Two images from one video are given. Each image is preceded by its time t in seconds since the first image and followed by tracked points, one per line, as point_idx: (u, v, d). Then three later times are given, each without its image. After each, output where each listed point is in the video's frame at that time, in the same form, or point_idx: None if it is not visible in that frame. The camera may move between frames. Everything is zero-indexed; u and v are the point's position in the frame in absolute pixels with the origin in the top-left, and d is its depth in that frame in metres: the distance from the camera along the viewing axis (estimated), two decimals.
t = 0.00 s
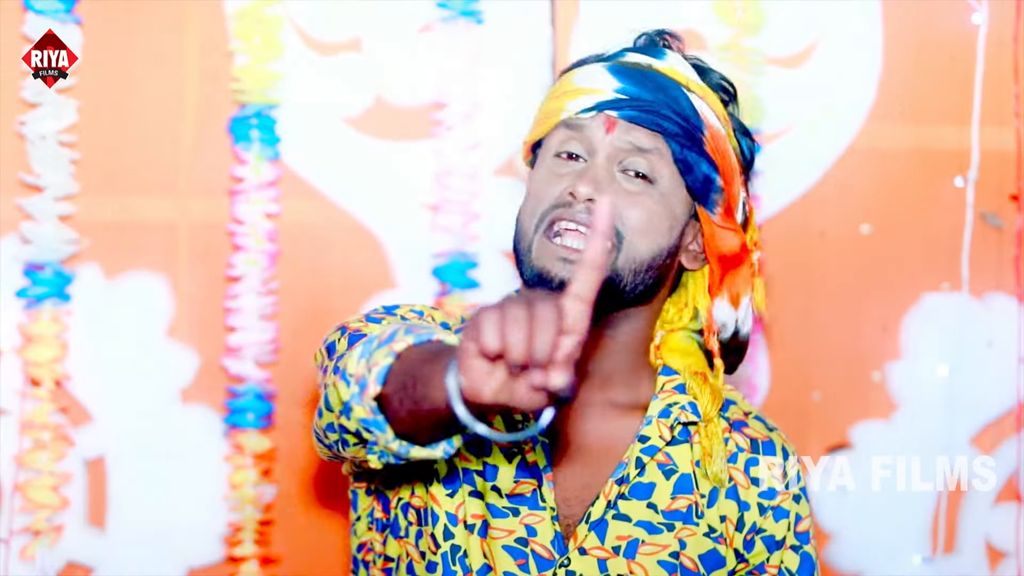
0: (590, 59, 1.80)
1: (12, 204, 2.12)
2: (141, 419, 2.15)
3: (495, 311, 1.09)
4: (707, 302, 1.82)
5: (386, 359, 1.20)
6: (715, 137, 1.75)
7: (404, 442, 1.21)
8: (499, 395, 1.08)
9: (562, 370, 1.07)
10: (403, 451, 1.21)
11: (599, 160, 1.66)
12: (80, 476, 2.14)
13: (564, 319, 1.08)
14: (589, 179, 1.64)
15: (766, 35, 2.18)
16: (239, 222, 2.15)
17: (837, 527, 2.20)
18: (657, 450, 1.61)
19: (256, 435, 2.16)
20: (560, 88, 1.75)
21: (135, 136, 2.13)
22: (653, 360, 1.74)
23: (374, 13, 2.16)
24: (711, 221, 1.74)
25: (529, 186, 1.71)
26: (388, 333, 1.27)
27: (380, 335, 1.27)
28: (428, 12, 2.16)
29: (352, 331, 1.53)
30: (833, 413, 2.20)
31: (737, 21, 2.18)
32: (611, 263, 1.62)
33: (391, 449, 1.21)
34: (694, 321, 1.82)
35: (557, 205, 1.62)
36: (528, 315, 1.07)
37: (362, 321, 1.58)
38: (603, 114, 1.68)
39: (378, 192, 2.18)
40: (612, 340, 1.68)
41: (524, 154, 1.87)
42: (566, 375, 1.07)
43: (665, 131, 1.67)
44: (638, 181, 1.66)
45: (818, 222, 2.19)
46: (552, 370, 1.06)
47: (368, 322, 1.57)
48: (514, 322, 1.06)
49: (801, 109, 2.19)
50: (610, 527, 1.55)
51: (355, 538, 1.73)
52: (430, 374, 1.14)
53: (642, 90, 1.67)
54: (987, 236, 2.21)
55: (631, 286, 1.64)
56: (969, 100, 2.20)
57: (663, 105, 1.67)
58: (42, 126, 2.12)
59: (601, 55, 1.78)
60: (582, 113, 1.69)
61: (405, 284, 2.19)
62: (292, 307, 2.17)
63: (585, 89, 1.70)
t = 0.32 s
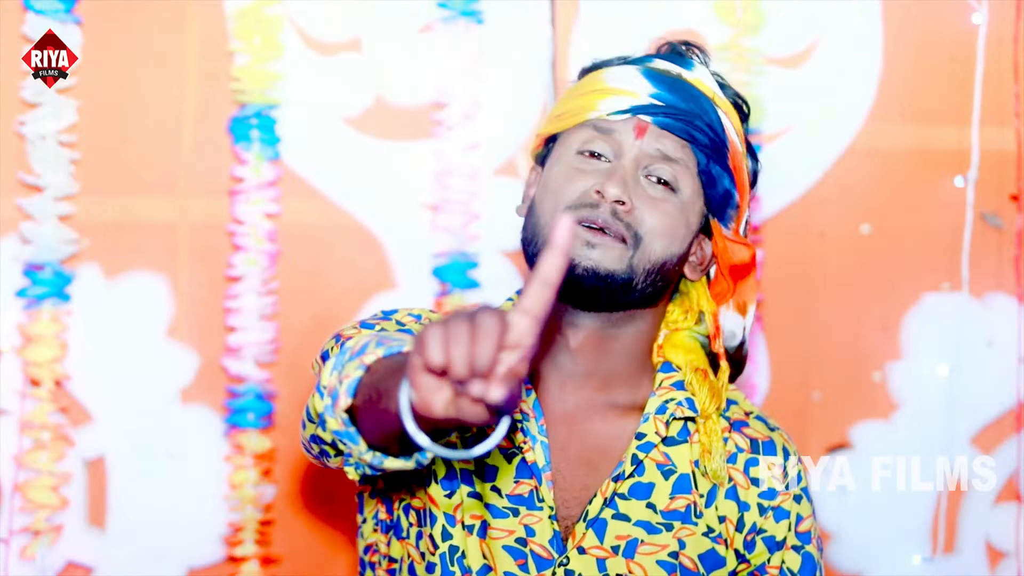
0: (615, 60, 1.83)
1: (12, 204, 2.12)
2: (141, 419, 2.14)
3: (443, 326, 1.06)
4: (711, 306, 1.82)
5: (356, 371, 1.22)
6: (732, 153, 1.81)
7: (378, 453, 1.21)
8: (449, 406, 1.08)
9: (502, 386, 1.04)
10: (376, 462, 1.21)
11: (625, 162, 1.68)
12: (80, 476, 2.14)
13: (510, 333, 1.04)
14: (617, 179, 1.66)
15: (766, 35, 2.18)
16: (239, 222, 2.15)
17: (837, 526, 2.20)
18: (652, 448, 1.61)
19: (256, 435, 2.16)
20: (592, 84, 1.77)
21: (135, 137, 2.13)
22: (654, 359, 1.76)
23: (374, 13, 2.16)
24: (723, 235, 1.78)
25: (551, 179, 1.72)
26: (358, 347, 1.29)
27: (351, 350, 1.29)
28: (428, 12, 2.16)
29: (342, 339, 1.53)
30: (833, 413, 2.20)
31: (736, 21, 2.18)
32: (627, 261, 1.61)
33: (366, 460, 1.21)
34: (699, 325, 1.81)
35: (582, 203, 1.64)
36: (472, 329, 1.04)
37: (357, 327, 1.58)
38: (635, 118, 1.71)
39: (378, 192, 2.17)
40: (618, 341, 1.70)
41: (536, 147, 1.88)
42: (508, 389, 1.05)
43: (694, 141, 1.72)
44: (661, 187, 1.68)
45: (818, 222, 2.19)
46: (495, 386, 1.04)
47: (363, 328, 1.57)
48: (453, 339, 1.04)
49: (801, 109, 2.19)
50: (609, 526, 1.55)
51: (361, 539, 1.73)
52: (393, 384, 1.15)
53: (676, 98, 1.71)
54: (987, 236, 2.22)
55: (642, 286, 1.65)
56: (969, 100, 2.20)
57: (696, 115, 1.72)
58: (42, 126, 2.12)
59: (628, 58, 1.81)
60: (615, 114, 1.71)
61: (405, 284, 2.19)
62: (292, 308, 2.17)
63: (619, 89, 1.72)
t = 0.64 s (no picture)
0: (564, 59, 1.79)
1: (12, 204, 2.12)
2: (141, 420, 2.15)
3: (429, 371, 1.08)
4: (698, 280, 1.81)
5: (348, 405, 1.20)
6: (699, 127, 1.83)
7: (375, 483, 1.20)
8: (436, 451, 1.10)
9: (487, 434, 1.05)
10: (375, 491, 1.21)
11: (608, 162, 1.70)
12: (81, 476, 2.14)
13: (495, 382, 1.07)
14: (609, 181, 1.68)
15: (766, 35, 2.18)
16: (239, 222, 2.15)
17: (838, 526, 2.20)
18: (651, 446, 1.61)
19: (256, 435, 2.16)
20: (553, 90, 1.74)
21: (135, 137, 2.13)
22: (651, 353, 1.74)
23: (374, 13, 2.16)
24: (704, 209, 1.81)
25: (534, 193, 1.72)
26: (354, 374, 1.27)
27: (345, 378, 1.27)
28: (428, 12, 2.17)
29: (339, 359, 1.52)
30: (834, 413, 2.20)
31: (736, 21, 2.18)
32: (636, 262, 1.66)
33: (364, 490, 1.21)
34: (689, 303, 1.80)
35: (579, 214, 1.66)
36: (456, 380, 1.05)
37: (351, 343, 1.56)
38: (610, 117, 1.70)
39: (378, 192, 2.18)
40: (620, 340, 1.71)
41: (500, 160, 1.84)
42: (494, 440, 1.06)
43: (671, 127, 1.73)
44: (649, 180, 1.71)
45: (818, 221, 2.19)
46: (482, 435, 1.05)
47: (357, 343, 1.56)
48: (442, 392, 1.05)
49: (801, 109, 2.19)
50: (613, 527, 1.55)
51: (369, 546, 1.74)
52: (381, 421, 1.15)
53: (644, 88, 1.71)
54: (987, 236, 2.21)
55: (653, 282, 1.70)
56: (969, 100, 2.20)
57: (665, 102, 1.72)
58: (42, 126, 2.12)
59: (576, 55, 1.78)
60: (591, 117, 1.70)
61: (405, 284, 2.19)
62: (292, 308, 2.17)
63: (586, 91, 1.71)
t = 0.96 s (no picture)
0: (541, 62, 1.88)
1: (12, 204, 2.12)
2: (142, 420, 2.15)
3: (394, 409, 1.13)
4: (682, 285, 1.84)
5: (322, 432, 1.21)
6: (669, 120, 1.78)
7: (352, 508, 1.21)
8: (402, 485, 1.15)
9: (449, 472, 1.09)
10: (352, 516, 1.21)
11: (552, 155, 1.72)
12: (81, 476, 2.14)
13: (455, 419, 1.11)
14: (542, 173, 1.70)
15: (766, 35, 2.18)
16: (240, 222, 2.16)
17: (837, 526, 2.20)
18: (640, 449, 1.61)
19: (256, 435, 2.16)
20: (515, 89, 1.83)
21: (135, 137, 2.14)
22: (639, 356, 1.77)
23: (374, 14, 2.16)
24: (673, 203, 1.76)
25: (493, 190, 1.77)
26: (331, 399, 1.27)
27: (321, 403, 1.27)
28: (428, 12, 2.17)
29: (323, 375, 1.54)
30: (833, 413, 2.20)
31: (736, 21, 2.18)
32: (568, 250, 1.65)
33: (341, 517, 1.21)
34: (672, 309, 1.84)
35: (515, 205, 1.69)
36: (414, 421, 1.10)
37: (334, 357, 1.58)
38: (552, 110, 1.75)
39: (378, 192, 2.18)
40: (591, 336, 1.71)
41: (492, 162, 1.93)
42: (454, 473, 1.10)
43: (611, 117, 1.72)
44: (594, 171, 1.71)
45: (817, 220, 2.19)
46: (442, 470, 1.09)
47: (340, 357, 1.57)
48: (404, 433, 1.09)
49: (801, 109, 2.19)
50: (603, 529, 1.54)
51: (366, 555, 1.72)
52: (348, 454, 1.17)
53: (587, 80, 1.74)
54: (987, 236, 2.21)
55: (592, 274, 1.67)
56: (969, 100, 2.20)
57: (608, 92, 1.73)
58: (43, 126, 2.13)
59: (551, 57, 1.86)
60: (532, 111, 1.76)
61: (405, 284, 2.19)
62: (292, 308, 2.18)
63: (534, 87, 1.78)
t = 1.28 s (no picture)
0: (542, 54, 1.81)
1: (12, 204, 2.12)
2: (142, 419, 2.15)
3: (340, 420, 1.13)
4: (669, 280, 1.82)
5: (280, 432, 1.18)
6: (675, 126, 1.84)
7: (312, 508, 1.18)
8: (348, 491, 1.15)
9: (393, 483, 1.09)
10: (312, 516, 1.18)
11: (580, 159, 1.71)
12: (81, 476, 2.14)
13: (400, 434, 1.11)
14: (579, 178, 1.69)
15: (765, 35, 2.19)
16: (240, 222, 2.16)
17: (837, 527, 2.20)
18: (616, 445, 1.61)
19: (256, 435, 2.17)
20: (526, 83, 1.76)
21: (135, 137, 2.14)
22: (619, 352, 1.75)
23: (374, 14, 2.16)
24: (677, 209, 1.83)
25: (506, 186, 1.72)
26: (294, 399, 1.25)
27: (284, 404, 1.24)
28: (428, 13, 2.17)
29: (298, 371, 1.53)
30: (833, 413, 2.20)
31: (736, 21, 2.18)
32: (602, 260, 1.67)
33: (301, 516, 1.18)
34: (659, 304, 1.80)
35: (548, 210, 1.67)
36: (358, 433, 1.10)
37: (308, 354, 1.57)
38: (584, 113, 1.72)
39: (378, 192, 2.18)
40: (588, 339, 1.70)
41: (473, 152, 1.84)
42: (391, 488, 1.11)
43: (644, 126, 1.74)
44: (620, 178, 1.72)
45: (818, 219, 2.19)
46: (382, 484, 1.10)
47: (314, 353, 1.56)
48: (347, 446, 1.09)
49: (801, 109, 2.19)
50: (579, 526, 1.55)
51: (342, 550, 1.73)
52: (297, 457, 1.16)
53: (618, 85, 1.72)
54: (987, 236, 2.21)
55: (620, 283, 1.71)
56: (969, 100, 2.20)
57: (641, 100, 1.73)
58: (43, 126, 2.13)
59: (554, 51, 1.80)
60: (563, 112, 1.71)
61: (405, 284, 2.19)
62: (293, 308, 2.18)
63: (561, 85, 1.72)
